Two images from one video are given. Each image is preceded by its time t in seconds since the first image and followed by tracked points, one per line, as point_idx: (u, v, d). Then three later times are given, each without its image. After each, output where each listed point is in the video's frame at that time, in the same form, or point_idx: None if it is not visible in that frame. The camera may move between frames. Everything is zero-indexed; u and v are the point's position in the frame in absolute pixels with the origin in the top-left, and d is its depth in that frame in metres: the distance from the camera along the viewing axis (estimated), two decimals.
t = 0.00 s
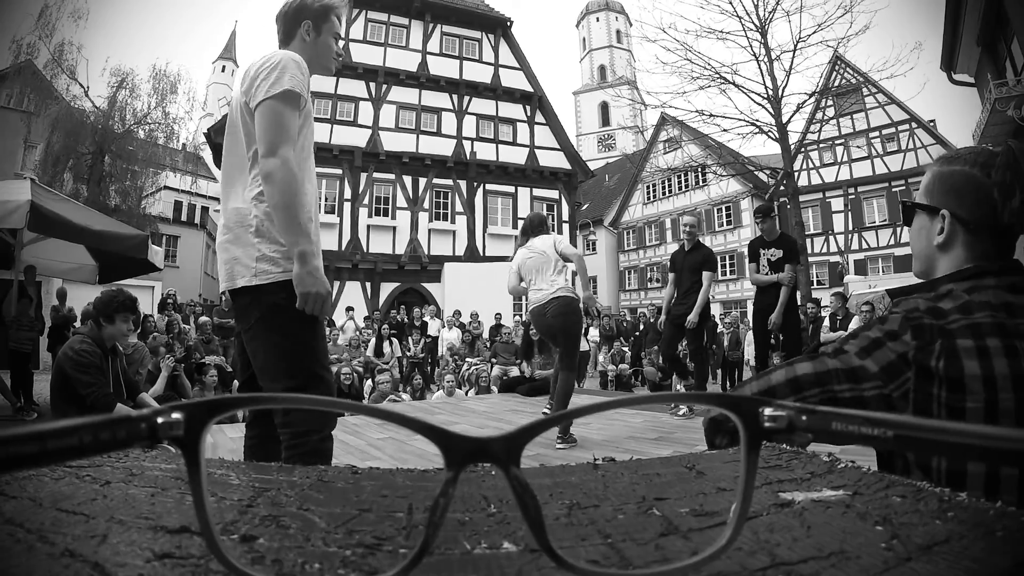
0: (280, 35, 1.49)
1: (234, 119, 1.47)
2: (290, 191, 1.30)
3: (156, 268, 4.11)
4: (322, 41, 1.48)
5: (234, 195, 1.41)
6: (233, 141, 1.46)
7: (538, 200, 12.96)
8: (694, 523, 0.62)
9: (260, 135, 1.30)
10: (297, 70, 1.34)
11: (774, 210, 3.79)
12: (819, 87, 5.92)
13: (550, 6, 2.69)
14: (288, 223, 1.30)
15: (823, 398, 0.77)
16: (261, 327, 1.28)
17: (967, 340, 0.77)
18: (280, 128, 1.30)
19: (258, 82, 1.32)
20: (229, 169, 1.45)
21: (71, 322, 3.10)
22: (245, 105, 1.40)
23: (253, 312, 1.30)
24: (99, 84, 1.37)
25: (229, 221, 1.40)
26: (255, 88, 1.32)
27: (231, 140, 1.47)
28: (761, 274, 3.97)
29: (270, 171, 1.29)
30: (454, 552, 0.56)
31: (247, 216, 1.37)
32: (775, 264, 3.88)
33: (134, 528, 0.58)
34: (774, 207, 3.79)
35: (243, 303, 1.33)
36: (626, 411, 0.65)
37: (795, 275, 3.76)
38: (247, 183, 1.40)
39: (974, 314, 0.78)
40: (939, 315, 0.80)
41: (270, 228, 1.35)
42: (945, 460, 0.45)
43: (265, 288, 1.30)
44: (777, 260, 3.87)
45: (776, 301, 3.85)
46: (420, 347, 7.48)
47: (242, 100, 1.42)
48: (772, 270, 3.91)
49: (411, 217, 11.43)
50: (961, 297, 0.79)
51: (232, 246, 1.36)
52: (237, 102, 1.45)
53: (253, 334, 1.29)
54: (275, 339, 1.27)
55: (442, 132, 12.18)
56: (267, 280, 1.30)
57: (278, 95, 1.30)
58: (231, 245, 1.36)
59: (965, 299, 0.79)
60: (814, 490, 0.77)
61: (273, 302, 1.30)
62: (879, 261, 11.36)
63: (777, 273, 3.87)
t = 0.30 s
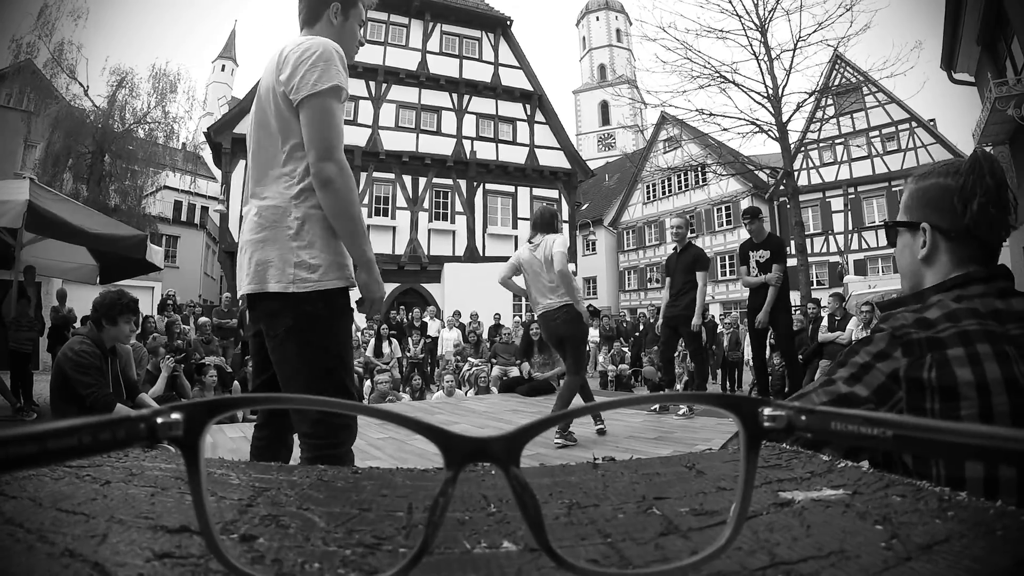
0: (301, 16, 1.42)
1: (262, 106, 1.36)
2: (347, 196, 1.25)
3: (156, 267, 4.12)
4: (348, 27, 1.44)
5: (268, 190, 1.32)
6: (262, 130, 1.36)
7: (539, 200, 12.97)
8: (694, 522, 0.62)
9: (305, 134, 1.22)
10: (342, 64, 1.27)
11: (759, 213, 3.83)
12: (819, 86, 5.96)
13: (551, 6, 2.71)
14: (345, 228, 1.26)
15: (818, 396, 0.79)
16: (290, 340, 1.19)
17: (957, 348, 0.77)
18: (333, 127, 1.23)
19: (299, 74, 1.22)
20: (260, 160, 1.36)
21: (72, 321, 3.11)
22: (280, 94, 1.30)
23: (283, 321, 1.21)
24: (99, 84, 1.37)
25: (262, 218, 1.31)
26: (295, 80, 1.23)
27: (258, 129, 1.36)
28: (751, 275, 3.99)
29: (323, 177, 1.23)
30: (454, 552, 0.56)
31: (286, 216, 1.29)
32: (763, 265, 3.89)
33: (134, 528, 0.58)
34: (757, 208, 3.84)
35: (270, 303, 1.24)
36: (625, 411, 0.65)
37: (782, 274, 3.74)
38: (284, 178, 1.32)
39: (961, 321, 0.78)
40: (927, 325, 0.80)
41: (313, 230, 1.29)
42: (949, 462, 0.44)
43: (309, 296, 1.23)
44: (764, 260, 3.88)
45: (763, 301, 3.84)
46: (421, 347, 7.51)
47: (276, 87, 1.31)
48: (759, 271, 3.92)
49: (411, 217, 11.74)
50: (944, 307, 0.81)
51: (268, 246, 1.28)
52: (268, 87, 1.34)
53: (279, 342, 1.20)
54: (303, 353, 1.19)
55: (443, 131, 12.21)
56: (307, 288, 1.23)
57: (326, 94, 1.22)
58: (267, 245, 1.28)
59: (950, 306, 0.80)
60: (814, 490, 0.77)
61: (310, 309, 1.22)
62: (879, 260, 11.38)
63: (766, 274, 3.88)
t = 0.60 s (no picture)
0: None
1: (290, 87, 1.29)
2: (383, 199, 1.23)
3: (155, 267, 4.13)
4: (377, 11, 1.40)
5: (296, 178, 1.27)
6: (289, 112, 1.29)
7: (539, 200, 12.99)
8: (693, 523, 0.62)
9: (344, 133, 1.19)
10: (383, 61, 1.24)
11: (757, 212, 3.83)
12: (819, 87, 5.99)
13: (550, 6, 2.71)
14: (379, 232, 1.22)
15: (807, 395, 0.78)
16: (309, 340, 1.18)
17: (949, 347, 0.77)
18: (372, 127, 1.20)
19: (347, 67, 1.19)
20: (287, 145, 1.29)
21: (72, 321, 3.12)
22: (317, 81, 1.24)
23: (302, 319, 1.19)
24: (99, 83, 1.37)
25: (290, 208, 1.25)
26: (341, 73, 1.19)
27: (285, 111, 1.29)
28: (749, 275, 4.00)
29: (366, 176, 1.20)
30: (454, 552, 0.56)
31: (318, 209, 1.26)
32: (760, 263, 3.91)
33: (134, 528, 0.58)
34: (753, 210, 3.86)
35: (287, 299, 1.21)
36: (624, 412, 0.65)
37: (779, 274, 3.73)
38: (315, 168, 1.27)
39: (953, 319, 0.78)
40: (919, 322, 0.80)
41: (346, 226, 1.28)
42: (946, 461, 0.44)
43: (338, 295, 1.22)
44: (761, 260, 3.89)
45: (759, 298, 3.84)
46: (420, 347, 7.52)
47: (311, 71, 1.25)
48: (756, 271, 3.94)
49: (411, 217, 11.73)
50: (941, 303, 0.80)
51: (296, 237, 1.23)
52: (300, 69, 1.27)
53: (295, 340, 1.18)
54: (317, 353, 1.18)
55: (442, 131, 12.22)
56: (335, 287, 1.22)
57: (374, 92, 1.20)
58: (295, 236, 1.23)
59: (943, 303, 0.80)
60: (814, 490, 0.77)
61: (331, 310, 1.22)
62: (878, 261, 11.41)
63: (762, 273, 3.90)
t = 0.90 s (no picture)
0: None
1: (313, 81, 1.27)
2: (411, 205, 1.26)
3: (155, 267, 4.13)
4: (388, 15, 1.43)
5: (322, 175, 1.25)
6: (311, 106, 1.27)
7: (538, 200, 13.00)
8: (693, 523, 0.62)
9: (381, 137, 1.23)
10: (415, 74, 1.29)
11: (764, 210, 3.81)
12: (819, 86, 6.03)
13: (549, 6, 2.72)
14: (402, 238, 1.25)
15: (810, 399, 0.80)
16: (328, 344, 1.16)
17: (952, 349, 0.76)
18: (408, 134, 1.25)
19: (389, 75, 1.23)
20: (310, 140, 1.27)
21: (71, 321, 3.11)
22: (350, 81, 1.25)
23: (321, 324, 1.17)
24: (99, 83, 1.36)
25: (317, 205, 1.23)
26: (383, 79, 1.23)
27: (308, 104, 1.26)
28: (753, 275, 3.98)
29: (388, 181, 1.26)
30: (453, 552, 0.56)
31: (346, 209, 1.25)
32: (765, 263, 3.90)
33: (133, 528, 0.58)
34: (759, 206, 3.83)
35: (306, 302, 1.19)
36: (624, 412, 0.65)
37: (785, 273, 3.74)
38: (340, 166, 1.26)
39: (954, 320, 0.78)
40: (922, 324, 0.80)
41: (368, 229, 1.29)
42: (945, 462, 0.44)
43: (357, 298, 1.22)
44: (766, 259, 3.88)
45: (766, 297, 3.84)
46: (420, 347, 7.53)
47: (344, 72, 1.26)
48: (761, 269, 3.92)
49: (411, 217, 11.75)
50: (943, 304, 0.80)
51: (323, 236, 1.22)
52: (329, 66, 1.26)
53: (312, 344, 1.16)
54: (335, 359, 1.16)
55: (442, 130, 12.23)
56: (361, 290, 1.23)
57: (407, 102, 1.25)
58: (322, 234, 1.22)
59: (945, 305, 0.80)
60: (813, 490, 0.77)
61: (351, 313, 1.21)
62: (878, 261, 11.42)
63: (768, 273, 3.89)
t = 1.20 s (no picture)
0: (302, 5, 1.36)
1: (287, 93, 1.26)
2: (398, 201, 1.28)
3: (154, 267, 4.13)
4: (348, 20, 1.42)
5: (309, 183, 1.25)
6: (291, 119, 1.26)
7: (538, 200, 13.01)
8: (692, 522, 0.62)
9: (361, 138, 1.22)
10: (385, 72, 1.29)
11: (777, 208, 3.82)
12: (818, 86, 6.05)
13: (549, 7, 2.72)
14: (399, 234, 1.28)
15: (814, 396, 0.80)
16: (328, 343, 1.17)
17: (955, 345, 0.76)
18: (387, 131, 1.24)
19: (362, 75, 1.22)
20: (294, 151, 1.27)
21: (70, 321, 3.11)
22: (321, 87, 1.24)
23: (322, 323, 1.18)
24: (97, 83, 1.37)
25: (309, 215, 1.24)
26: (356, 81, 1.22)
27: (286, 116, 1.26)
28: (765, 273, 3.99)
29: (382, 180, 1.25)
30: (452, 552, 0.56)
31: (338, 216, 1.27)
32: (777, 263, 3.90)
33: (131, 528, 0.58)
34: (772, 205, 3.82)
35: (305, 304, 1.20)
36: (623, 412, 0.65)
37: (799, 274, 3.75)
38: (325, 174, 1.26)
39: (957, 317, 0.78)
40: (928, 320, 0.80)
41: (360, 232, 1.31)
42: (945, 462, 0.44)
43: (351, 299, 1.23)
44: (779, 258, 3.88)
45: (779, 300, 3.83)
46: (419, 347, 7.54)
47: (317, 78, 1.24)
48: (773, 269, 3.92)
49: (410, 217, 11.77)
50: (946, 300, 0.80)
51: (319, 242, 1.23)
52: (300, 76, 1.25)
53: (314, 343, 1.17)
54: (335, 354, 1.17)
55: (441, 130, 12.24)
56: (359, 291, 1.25)
57: (381, 100, 1.24)
58: (318, 242, 1.23)
59: (952, 302, 0.79)
60: (812, 489, 0.77)
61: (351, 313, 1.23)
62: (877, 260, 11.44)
63: (780, 272, 3.89)
